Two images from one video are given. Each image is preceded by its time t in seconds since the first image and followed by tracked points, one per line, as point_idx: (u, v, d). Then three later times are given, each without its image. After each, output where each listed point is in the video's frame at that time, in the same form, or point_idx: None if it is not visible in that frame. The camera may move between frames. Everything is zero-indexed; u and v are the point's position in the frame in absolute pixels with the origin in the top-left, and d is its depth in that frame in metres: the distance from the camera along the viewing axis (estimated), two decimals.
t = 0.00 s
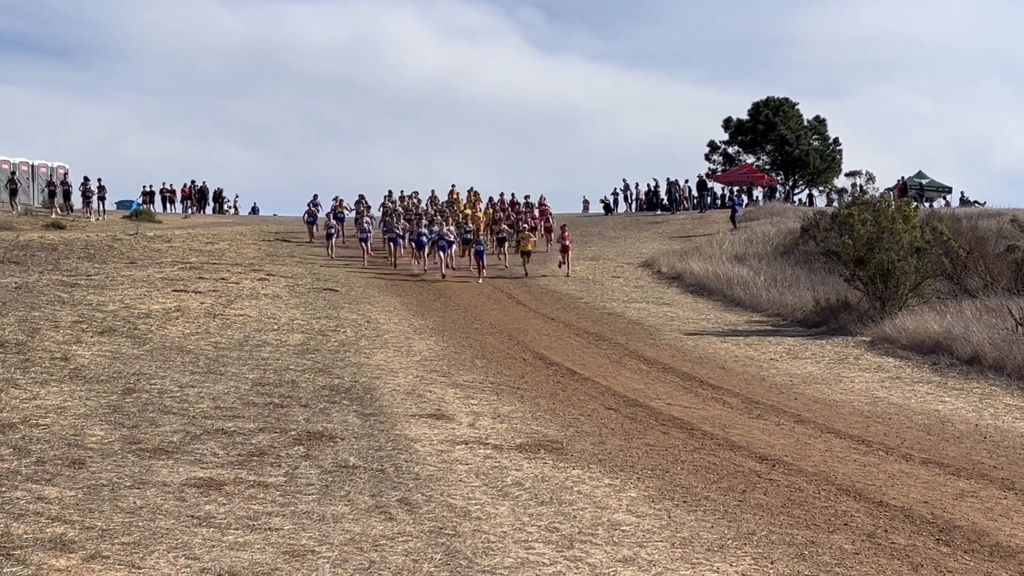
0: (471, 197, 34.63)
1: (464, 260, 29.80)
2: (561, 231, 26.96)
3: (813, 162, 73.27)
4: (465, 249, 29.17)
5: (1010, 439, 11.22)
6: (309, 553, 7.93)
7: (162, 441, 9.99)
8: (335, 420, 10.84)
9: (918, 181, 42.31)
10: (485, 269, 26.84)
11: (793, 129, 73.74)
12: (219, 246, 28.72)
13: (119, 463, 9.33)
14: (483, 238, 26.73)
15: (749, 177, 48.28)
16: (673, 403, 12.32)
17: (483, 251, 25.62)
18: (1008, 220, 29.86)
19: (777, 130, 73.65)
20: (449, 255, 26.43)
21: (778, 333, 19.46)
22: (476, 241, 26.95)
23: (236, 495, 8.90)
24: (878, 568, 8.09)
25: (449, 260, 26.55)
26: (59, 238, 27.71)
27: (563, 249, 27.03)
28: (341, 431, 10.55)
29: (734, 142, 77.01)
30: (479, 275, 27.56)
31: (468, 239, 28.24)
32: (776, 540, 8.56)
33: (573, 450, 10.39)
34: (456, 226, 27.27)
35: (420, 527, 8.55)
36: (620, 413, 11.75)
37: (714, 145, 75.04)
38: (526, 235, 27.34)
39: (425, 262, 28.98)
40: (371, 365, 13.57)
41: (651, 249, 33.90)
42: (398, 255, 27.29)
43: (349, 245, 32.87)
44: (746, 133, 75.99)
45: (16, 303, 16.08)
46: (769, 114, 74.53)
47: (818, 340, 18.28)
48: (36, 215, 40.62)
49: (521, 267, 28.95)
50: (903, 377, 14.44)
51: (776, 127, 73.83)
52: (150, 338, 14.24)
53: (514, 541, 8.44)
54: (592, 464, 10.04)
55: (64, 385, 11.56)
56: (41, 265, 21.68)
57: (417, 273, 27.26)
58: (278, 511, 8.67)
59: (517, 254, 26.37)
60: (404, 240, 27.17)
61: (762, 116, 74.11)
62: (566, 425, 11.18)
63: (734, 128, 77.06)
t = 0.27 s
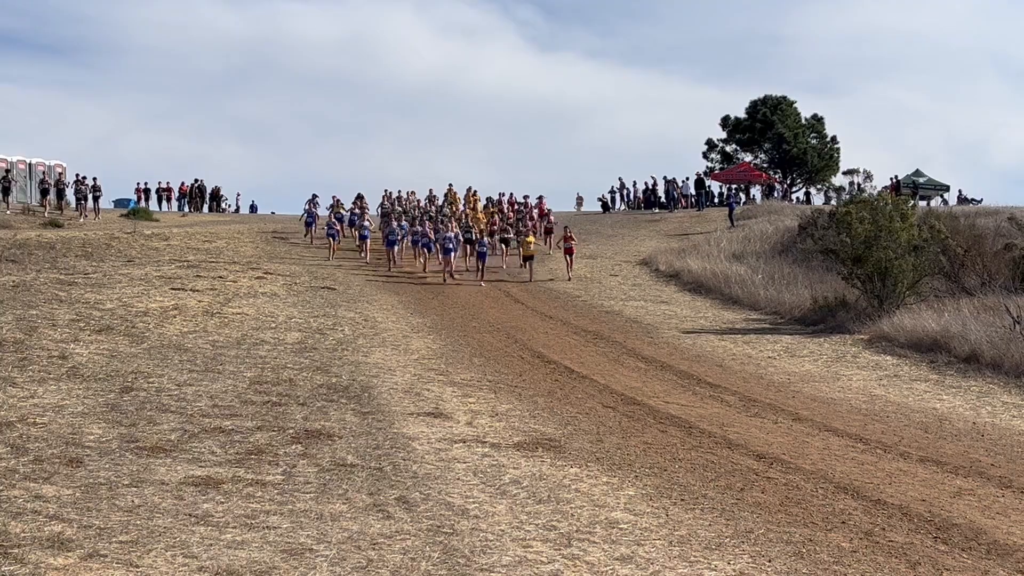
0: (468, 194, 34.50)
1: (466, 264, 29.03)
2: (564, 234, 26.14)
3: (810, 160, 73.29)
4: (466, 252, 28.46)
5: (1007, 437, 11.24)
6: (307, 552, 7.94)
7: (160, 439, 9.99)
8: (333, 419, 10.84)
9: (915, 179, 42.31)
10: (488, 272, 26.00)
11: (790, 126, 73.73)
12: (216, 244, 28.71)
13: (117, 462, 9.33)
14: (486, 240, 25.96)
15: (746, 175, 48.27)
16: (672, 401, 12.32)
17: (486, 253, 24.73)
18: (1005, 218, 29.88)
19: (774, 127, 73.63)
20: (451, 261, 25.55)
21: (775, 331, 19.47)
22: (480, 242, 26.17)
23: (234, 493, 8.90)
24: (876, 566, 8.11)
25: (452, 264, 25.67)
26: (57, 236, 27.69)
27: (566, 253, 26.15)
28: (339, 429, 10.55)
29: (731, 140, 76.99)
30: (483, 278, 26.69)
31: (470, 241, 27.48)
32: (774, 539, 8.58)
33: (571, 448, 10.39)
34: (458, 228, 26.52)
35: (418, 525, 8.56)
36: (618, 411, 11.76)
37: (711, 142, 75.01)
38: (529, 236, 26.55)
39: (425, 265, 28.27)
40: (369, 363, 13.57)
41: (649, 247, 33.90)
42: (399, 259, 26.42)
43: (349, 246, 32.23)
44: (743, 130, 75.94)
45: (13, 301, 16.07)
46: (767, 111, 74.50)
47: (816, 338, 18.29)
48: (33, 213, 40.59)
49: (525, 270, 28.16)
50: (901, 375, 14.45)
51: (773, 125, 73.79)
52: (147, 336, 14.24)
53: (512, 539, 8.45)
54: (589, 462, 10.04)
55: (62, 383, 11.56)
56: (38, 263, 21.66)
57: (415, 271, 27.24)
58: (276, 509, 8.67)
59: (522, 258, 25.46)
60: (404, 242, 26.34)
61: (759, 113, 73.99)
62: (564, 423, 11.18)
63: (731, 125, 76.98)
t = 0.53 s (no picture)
0: (467, 194, 34.44)
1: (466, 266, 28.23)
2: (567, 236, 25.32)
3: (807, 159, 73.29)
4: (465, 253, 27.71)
5: (1003, 435, 11.26)
6: (304, 550, 7.95)
7: (156, 438, 9.98)
8: (329, 417, 10.84)
9: (912, 177, 42.31)
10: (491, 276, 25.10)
11: (787, 125, 73.70)
12: (213, 243, 28.68)
13: (113, 460, 9.32)
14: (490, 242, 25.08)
15: (743, 174, 48.24)
16: (669, 400, 12.31)
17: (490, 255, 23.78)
18: (1002, 217, 29.88)
19: (771, 126, 73.60)
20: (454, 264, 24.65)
21: (772, 329, 19.48)
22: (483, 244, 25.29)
23: (230, 492, 8.90)
24: (873, 564, 8.15)
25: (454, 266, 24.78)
26: (53, 235, 27.65)
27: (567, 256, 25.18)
28: (336, 428, 10.55)
29: (728, 138, 76.94)
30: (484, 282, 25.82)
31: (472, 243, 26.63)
32: (770, 537, 8.60)
33: (568, 447, 10.39)
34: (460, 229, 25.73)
35: (414, 523, 8.57)
36: (614, 410, 11.76)
37: (709, 141, 75.00)
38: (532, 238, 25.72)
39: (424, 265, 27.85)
40: (366, 361, 13.57)
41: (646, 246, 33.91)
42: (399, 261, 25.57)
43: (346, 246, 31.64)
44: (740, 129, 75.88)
45: (9, 300, 16.06)
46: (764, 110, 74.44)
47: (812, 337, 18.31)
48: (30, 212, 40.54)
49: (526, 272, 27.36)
50: (897, 373, 14.47)
51: (770, 124, 73.76)
52: (144, 335, 14.23)
53: (508, 538, 8.46)
54: (586, 461, 10.05)
55: (58, 382, 11.55)
56: (35, 262, 21.64)
57: (412, 270, 27.22)
58: (272, 508, 8.67)
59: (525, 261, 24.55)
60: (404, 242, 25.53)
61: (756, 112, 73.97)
62: (560, 421, 11.18)
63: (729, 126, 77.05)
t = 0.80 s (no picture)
0: (463, 194, 34.34)
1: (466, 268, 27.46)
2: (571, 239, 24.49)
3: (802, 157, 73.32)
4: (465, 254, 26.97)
5: (997, 432, 11.28)
6: (299, 548, 7.96)
7: (151, 436, 9.97)
8: (325, 416, 10.84)
9: (907, 176, 42.35)
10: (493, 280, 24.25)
11: (782, 123, 73.69)
12: (208, 242, 28.65)
13: (108, 459, 9.32)
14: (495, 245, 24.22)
15: (738, 172, 48.27)
16: (664, 399, 12.31)
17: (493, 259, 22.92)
18: (996, 215, 29.92)
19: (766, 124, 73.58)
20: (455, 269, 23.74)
21: (767, 327, 19.49)
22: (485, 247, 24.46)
23: (226, 490, 8.90)
24: (867, 561, 8.18)
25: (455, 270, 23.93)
26: (48, 234, 27.61)
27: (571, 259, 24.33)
28: (331, 426, 10.55)
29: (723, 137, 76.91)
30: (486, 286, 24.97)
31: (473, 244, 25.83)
32: (765, 535, 8.62)
33: (563, 445, 10.39)
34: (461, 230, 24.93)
35: (409, 521, 8.58)
36: (610, 408, 11.77)
37: (704, 139, 74.95)
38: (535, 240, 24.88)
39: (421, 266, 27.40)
40: (361, 360, 13.56)
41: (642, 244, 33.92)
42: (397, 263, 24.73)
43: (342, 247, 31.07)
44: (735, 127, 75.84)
45: (3, 298, 16.04)
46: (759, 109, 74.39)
47: (809, 335, 18.32)
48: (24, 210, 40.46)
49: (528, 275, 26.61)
50: (892, 371, 14.48)
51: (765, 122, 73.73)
52: (139, 333, 14.23)
53: (503, 536, 8.48)
54: (581, 459, 10.05)
55: (53, 381, 11.54)
56: (30, 261, 21.61)
57: (408, 268, 27.20)
58: (267, 506, 8.68)
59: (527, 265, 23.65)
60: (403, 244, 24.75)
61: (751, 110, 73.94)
62: (556, 420, 11.18)
63: (723, 124, 77.01)
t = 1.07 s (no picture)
0: (458, 194, 34.21)
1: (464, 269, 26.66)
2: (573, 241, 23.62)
3: (796, 155, 73.42)
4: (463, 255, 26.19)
5: (990, 430, 11.30)
6: (292, 547, 7.96)
7: (144, 435, 9.96)
8: (318, 414, 10.83)
9: (900, 174, 42.37)
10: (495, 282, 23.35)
11: (776, 121, 73.66)
12: (202, 240, 28.63)
13: (101, 458, 9.31)
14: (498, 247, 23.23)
15: (732, 170, 48.26)
16: (658, 397, 12.29)
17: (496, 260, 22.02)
18: (990, 213, 29.95)
19: (760, 122, 73.53)
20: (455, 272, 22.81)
21: (760, 325, 19.51)
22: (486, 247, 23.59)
23: (219, 489, 8.89)
24: (860, 559, 8.21)
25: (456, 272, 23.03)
26: (42, 232, 27.55)
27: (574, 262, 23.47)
28: (324, 424, 10.54)
29: (717, 135, 76.76)
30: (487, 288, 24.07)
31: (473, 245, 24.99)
32: (759, 532, 8.65)
33: (556, 443, 10.39)
34: (461, 231, 24.11)
35: (403, 520, 8.58)
36: (603, 406, 11.76)
37: (697, 137, 74.90)
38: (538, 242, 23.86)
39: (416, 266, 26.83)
40: (354, 358, 13.53)
41: (636, 242, 33.93)
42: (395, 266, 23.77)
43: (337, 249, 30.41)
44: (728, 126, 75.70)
45: None
46: (752, 107, 74.30)
47: (803, 333, 18.32)
48: (16, 209, 40.36)
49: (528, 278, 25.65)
50: (886, 369, 14.49)
51: (758, 120, 73.67)
52: (132, 332, 14.21)
53: (497, 534, 8.49)
54: (574, 457, 10.04)
55: (46, 379, 11.53)
56: (23, 259, 21.57)
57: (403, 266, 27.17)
58: (261, 505, 8.67)
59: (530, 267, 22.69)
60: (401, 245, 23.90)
61: (744, 108, 73.89)
62: (549, 418, 11.17)
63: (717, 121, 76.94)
